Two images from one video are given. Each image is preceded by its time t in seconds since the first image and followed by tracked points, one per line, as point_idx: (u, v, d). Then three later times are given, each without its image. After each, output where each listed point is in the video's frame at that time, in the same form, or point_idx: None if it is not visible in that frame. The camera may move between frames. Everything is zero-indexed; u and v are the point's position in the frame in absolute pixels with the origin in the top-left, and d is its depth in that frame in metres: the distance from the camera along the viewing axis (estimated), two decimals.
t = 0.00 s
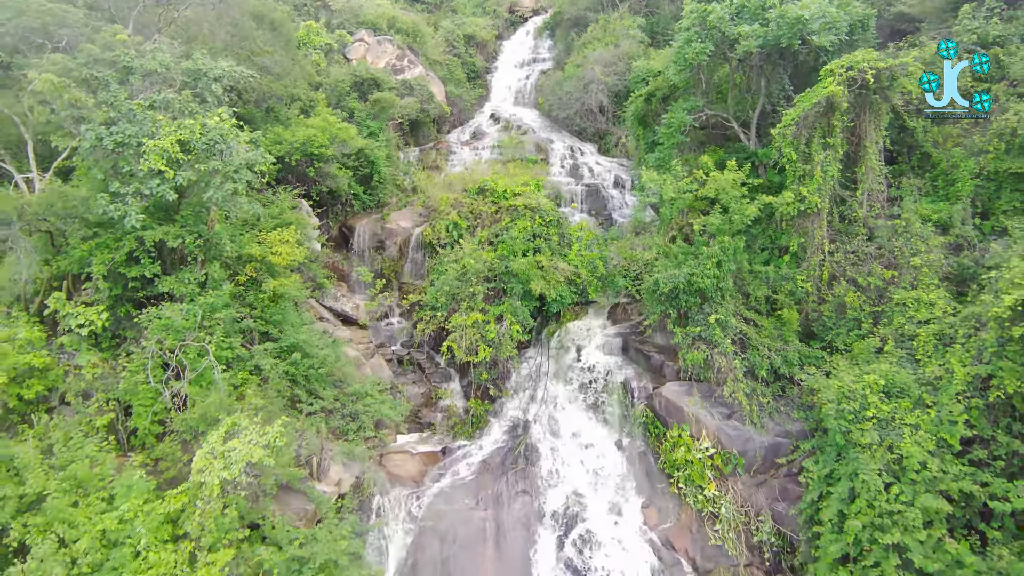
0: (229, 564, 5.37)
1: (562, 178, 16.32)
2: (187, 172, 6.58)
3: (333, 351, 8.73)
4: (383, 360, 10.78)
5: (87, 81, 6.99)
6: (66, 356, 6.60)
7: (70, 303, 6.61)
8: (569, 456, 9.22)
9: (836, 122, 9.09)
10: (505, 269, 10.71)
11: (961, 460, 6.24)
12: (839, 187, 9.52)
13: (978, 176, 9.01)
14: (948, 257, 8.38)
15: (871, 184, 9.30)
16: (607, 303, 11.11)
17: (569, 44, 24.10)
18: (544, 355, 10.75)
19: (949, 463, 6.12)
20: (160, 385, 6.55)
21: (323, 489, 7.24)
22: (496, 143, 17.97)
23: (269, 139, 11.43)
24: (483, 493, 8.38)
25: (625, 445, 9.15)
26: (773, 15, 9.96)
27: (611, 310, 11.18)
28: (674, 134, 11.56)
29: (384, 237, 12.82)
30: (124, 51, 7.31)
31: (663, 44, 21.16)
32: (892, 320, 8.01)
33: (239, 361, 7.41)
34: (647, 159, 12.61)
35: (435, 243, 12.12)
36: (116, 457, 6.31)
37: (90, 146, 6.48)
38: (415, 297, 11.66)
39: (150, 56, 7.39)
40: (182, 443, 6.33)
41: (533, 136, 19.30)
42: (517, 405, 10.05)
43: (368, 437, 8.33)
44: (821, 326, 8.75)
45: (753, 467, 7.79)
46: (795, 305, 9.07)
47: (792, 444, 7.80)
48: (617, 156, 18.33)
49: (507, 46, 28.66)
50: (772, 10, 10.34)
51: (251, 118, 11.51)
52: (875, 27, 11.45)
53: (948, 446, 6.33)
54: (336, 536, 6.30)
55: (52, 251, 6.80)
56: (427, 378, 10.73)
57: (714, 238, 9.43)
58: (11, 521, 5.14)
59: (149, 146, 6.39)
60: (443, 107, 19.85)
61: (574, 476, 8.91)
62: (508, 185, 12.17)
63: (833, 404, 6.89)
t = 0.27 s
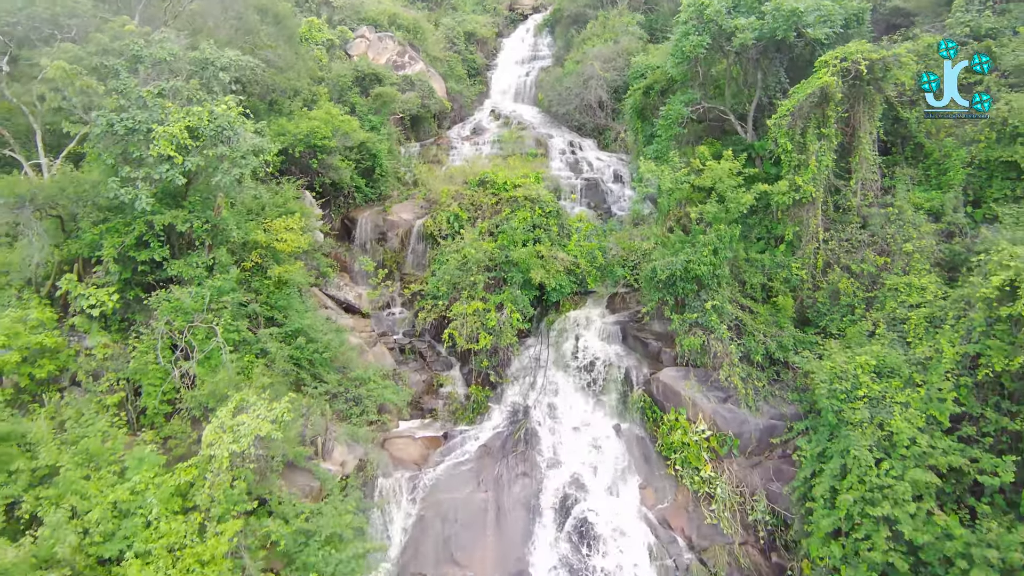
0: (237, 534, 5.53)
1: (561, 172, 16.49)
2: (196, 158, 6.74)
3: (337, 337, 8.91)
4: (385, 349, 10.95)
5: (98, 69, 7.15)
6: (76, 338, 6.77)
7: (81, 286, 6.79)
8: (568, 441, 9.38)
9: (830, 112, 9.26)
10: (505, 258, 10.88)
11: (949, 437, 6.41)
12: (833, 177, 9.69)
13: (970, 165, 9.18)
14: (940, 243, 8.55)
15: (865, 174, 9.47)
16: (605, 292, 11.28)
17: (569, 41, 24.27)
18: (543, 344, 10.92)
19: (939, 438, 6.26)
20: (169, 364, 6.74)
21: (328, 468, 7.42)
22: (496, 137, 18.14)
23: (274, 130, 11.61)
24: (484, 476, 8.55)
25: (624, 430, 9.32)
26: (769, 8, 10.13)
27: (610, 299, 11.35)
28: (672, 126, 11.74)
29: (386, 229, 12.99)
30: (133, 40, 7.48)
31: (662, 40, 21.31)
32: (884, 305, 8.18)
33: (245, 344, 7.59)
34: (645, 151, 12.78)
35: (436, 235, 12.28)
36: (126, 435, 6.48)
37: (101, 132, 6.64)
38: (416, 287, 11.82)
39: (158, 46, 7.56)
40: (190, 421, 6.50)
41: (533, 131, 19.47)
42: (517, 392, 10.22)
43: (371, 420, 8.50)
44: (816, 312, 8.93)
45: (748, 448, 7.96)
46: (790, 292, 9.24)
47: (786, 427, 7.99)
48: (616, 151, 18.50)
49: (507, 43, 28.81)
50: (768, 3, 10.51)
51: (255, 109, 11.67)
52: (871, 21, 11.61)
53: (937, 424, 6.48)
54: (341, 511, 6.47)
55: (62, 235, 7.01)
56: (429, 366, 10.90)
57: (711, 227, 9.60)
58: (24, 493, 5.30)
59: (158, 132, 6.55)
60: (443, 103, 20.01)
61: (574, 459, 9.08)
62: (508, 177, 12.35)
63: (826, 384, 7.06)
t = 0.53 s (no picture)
0: (245, 507, 5.69)
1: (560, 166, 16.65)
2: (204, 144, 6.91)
3: (340, 323, 9.08)
4: (387, 337, 11.11)
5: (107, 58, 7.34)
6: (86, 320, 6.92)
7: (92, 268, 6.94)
8: (567, 426, 9.54)
9: (824, 103, 9.42)
10: (505, 248, 11.05)
11: (938, 414, 6.58)
12: (827, 167, 9.87)
13: (961, 155, 9.36)
14: (931, 231, 8.72)
15: (858, 164, 9.65)
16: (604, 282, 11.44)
17: (568, 38, 24.43)
18: (542, 333, 11.10)
19: (928, 415, 6.43)
20: (177, 345, 6.90)
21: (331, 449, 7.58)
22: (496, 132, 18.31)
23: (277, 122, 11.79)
24: (484, 458, 8.70)
25: (621, 415, 9.49)
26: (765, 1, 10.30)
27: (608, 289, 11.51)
28: (669, 118, 11.91)
29: (387, 221, 13.16)
30: (141, 30, 7.65)
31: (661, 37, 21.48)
32: (876, 290, 8.36)
33: (251, 328, 7.76)
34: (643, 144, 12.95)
35: (437, 226, 12.45)
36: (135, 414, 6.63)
37: (111, 119, 6.81)
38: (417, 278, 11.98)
39: (166, 36, 7.73)
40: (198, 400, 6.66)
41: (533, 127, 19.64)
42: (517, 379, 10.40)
43: (374, 404, 8.66)
44: (810, 299, 9.10)
45: (743, 431, 8.12)
46: (784, 279, 9.41)
47: (780, 410, 8.12)
48: (615, 147, 18.67)
49: (507, 41, 28.97)
50: None
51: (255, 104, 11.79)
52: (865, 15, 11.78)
53: (926, 402, 6.65)
54: (346, 487, 6.64)
55: (71, 220, 7.17)
56: (430, 354, 11.06)
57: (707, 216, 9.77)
58: (37, 466, 5.43)
59: (167, 118, 6.70)
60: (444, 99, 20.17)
61: (572, 443, 9.24)
62: (508, 169, 12.52)
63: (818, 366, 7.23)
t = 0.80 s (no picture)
0: (254, 472, 5.92)
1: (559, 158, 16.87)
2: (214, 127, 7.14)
3: (344, 306, 9.31)
4: (389, 323, 11.32)
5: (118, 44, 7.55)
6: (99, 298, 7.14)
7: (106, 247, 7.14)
8: (565, 407, 9.79)
9: (817, 91, 9.65)
10: (505, 235, 11.28)
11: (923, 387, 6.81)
12: (820, 155, 10.10)
13: (950, 141, 9.59)
14: (920, 215, 8.95)
15: (850, 151, 9.88)
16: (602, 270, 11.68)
17: (568, 34, 24.67)
18: (541, 319, 11.34)
19: (913, 387, 6.66)
20: (188, 322, 7.13)
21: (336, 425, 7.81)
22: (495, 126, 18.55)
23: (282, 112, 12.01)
24: (484, 436, 8.93)
25: (618, 395, 9.74)
26: None
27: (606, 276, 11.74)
28: (666, 109, 12.13)
29: (389, 211, 13.38)
30: (152, 18, 7.89)
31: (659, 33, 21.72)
32: (866, 272, 8.59)
33: (258, 308, 8.00)
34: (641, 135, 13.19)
35: (438, 215, 12.68)
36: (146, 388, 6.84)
37: (124, 102, 7.04)
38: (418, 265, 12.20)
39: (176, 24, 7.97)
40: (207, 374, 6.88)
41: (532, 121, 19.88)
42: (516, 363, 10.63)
43: (377, 384, 8.89)
44: (802, 282, 9.34)
45: (736, 409, 8.35)
46: (778, 264, 9.65)
47: (773, 388, 8.33)
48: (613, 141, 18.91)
49: (507, 38, 29.21)
50: None
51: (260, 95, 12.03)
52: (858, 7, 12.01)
53: (912, 375, 6.89)
54: (351, 458, 6.88)
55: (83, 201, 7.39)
56: (431, 340, 11.28)
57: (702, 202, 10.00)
58: (54, 433, 5.63)
59: (178, 102, 6.93)
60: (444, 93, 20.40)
61: (570, 423, 9.48)
62: (508, 160, 12.76)
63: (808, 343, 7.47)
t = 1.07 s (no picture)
0: (262, 448, 6.10)
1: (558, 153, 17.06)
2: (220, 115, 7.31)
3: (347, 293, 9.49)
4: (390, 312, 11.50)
5: (126, 35, 7.72)
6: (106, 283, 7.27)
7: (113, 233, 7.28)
8: (564, 393, 9.96)
9: (811, 83, 9.83)
10: (504, 226, 11.46)
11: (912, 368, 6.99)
12: (814, 145, 10.28)
13: (942, 132, 9.77)
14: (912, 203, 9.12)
15: (844, 141, 10.06)
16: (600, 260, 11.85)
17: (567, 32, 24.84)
18: (541, 308, 11.51)
19: (902, 367, 6.83)
20: (195, 305, 7.32)
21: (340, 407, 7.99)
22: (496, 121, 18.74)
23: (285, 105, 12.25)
24: (484, 420, 9.11)
25: (616, 381, 9.92)
26: None
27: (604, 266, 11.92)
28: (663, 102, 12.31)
29: (390, 203, 13.54)
30: (159, 10, 8.08)
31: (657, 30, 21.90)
32: (858, 259, 8.77)
33: (264, 293, 8.18)
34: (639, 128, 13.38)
35: (438, 207, 12.85)
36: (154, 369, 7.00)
37: (133, 91, 7.22)
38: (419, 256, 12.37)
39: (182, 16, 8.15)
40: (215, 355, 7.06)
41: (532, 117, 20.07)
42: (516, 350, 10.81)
43: (379, 369, 9.07)
44: (796, 270, 9.52)
45: (731, 392, 8.53)
46: (772, 252, 9.83)
47: (767, 372, 8.50)
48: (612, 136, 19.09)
49: (507, 35, 29.38)
50: None
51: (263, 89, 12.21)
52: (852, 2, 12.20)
53: (901, 355, 7.07)
54: (355, 437, 7.07)
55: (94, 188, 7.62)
56: (432, 328, 11.46)
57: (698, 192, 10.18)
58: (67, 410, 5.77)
59: (186, 90, 7.09)
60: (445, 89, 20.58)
61: (569, 408, 9.65)
62: (507, 152, 12.94)
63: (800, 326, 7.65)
